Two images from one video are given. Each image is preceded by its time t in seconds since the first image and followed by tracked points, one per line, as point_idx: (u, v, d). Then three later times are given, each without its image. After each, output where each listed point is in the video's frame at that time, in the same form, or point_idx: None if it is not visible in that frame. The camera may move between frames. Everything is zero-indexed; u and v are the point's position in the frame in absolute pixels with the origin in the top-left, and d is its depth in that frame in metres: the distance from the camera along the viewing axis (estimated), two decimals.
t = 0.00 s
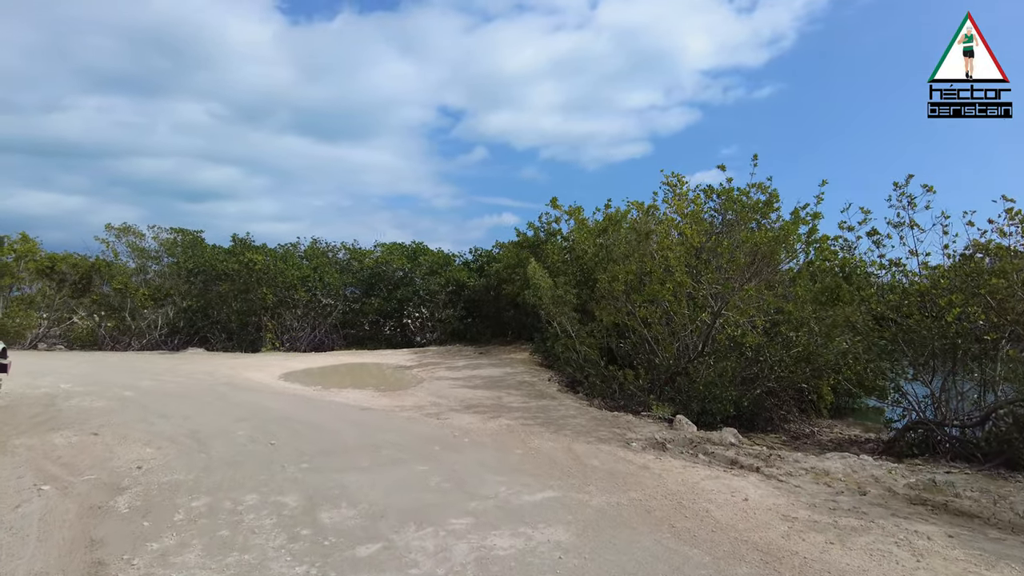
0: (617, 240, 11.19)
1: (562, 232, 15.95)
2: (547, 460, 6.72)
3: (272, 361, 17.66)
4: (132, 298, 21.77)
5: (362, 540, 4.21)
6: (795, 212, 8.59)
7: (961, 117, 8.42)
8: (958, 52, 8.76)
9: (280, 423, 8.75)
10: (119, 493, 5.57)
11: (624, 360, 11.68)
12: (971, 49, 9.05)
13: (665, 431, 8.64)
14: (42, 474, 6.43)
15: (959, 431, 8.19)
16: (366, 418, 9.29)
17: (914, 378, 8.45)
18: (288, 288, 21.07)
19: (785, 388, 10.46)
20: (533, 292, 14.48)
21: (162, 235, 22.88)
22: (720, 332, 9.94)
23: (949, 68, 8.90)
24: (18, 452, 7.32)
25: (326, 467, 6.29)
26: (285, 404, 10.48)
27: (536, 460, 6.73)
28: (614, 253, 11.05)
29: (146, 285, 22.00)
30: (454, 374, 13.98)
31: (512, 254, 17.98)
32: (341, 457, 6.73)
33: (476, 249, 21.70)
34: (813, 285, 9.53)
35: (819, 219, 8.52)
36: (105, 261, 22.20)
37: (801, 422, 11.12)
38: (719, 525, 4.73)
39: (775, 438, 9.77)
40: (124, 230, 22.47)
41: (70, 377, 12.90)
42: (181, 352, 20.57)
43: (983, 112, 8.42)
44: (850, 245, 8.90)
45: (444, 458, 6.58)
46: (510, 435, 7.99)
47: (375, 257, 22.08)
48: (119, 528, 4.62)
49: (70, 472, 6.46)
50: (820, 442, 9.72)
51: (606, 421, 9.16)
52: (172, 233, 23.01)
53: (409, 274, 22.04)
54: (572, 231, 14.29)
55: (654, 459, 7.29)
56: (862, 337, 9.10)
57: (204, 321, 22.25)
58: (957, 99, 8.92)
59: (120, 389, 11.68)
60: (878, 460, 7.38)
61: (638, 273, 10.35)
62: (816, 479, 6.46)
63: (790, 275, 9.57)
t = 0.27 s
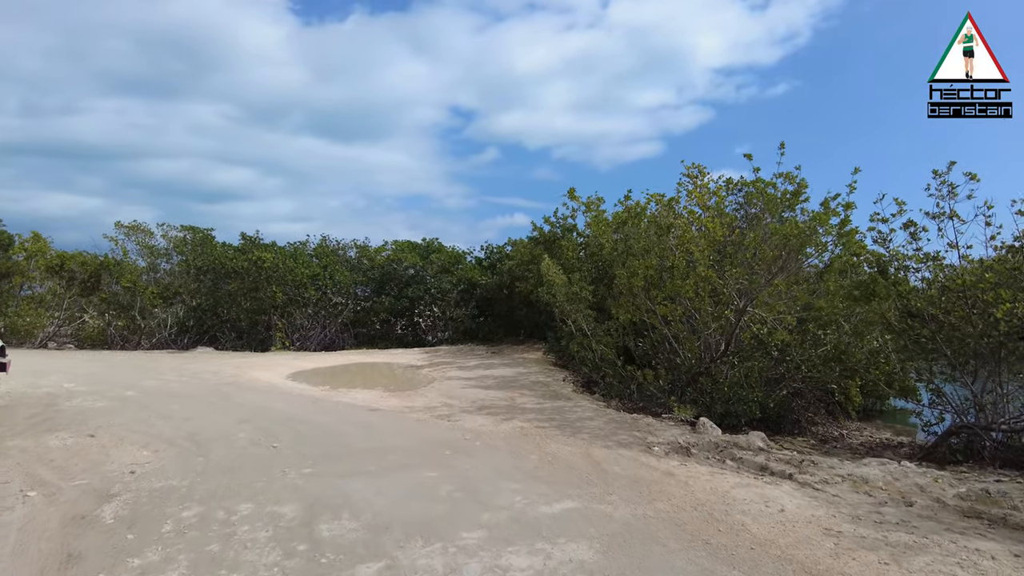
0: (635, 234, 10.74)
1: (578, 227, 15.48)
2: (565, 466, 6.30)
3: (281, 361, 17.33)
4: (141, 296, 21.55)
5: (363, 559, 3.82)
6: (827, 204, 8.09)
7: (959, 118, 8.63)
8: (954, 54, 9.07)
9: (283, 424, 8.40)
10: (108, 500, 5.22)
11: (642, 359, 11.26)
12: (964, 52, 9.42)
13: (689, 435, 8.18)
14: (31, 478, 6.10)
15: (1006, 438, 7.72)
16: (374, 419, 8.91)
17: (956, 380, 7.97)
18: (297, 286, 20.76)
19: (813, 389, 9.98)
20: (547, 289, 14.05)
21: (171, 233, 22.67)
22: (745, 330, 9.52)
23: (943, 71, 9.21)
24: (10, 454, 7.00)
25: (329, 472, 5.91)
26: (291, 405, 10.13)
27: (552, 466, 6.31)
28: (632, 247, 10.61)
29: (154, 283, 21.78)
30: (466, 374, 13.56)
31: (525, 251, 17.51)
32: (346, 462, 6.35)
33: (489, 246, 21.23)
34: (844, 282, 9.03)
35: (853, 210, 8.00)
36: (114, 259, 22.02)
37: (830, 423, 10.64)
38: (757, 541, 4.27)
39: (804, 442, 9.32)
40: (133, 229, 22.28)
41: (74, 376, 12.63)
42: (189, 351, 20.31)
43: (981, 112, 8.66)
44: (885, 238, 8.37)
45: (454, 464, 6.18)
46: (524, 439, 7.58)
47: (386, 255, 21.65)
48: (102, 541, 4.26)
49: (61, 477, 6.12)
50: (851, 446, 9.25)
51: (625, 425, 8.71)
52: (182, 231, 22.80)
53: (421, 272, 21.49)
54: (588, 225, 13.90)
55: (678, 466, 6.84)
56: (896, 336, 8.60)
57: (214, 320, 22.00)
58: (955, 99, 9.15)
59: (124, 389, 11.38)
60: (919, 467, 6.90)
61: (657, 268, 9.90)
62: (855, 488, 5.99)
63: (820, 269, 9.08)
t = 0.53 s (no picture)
0: (652, 228, 10.28)
1: (592, 223, 15.00)
2: (581, 475, 5.86)
3: (287, 360, 16.94)
4: (146, 295, 21.25)
5: None
6: (858, 195, 7.61)
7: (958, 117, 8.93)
8: (952, 56, 9.26)
9: (284, 427, 8.01)
10: (89, 511, 4.84)
11: (659, 360, 10.80)
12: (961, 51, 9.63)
13: (712, 440, 7.75)
14: (13, 485, 5.73)
15: None
16: (379, 422, 8.50)
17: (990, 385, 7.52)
18: (304, 284, 20.36)
19: (840, 391, 9.50)
20: (559, 287, 13.61)
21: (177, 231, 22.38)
22: (769, 328, 9.05)
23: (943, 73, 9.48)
24: None
25: (328, 481, 5.51)
26: (293, 406, 9.74)
27: (568, 474, 5.88)
28: (650, 241, 10.17)
29: (160, 282, 21.48)
30: (476, 374, 13.13)
31: (537, 248, 17.03)
32: (347, 470, 5.94)
33: (499, 243, 20.71)
34: (875, 277, 8.54)
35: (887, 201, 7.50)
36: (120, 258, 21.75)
37: (859, 427, 10.14)
38: (800, 565, 3.82)
39: (832, 447, 8.85)
40: (139, 227, 22.01)
41: (75, 376, 12.32)
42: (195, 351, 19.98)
43: (979, 112, 8.92)
44: (920, 231, 7.87)
45: (463, 472, 5.76)
46: (537, 444, 7.14)
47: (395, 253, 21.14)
48: (75, 558, 3.87)
49: (44, 483, 5.75)
50: (881, 451, 8.76)
51: (643, 429, 8.27)
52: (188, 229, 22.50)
53: (430, 271, 21.00)
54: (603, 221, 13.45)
55: (703, 474, 6.38)
56: (930, 334, 8.01)
57: (220, 319, 21.67)
58: (954, 100, 9.38)
59: (123, 389, 11.04)
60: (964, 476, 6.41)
61: (677, 263, 9.45)
62: (898, 499, 5.51)
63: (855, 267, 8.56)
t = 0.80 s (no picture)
0: (667, 221, 9.82)
1: (601, 218, 14.52)
2: (596, 485, 5.42)
3: (287, 360, 16.51)
4: (146, 293, 20.84)
5: None
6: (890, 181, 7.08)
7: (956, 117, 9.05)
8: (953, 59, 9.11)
9: (279, 430, 7.57)
10: (57, 523, 4.40)
11: (673, 360, 10.36)
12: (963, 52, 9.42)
13: (733, 445, 7.30)
14: None
15: None
16: (379, 425, 8.06)
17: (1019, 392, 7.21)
18: (306, 282, 19.92)
19: (865, 392, 9.05)
20: (568, 284, 13.15)
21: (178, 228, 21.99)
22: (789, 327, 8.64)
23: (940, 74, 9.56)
24: None
25: (321, 491, 5.07)
26: (291, 408, 9.30)
27: (582, 484, 5.43)
28: (665, 236, 9.73)
29: (160, 280, 21.08)
30: (481, 375, 12.68)
31: (544, 245, 16.57)
32: (342, 478, 5.51)
33: (505, 240, 20.25)
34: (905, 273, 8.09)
35: (921, 188, 7.01)
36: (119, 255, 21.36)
37: (885, 430, 9.65)
38: None
39: (859, 452, 8.38)
40: (139, 224, 21.64)
41: (66, 375, 11.91)
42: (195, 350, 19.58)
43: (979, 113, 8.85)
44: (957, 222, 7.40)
45: (467, 481, 5.32)
46: (546, 449, 6.69)
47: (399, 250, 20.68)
48: None
49: (15, 492, 5.32)
50: (911, 457, 8.29)
51: (658, 433, 7.81)
52: (189, 226, 22.12)
53: (434, 268, 20.55)
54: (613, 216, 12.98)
55: (726, 483, 5.92)
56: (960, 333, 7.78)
57: (221, 317, 21.27)
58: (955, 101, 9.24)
59: (115, 390, 10.62)
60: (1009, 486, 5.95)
61: (694, 258, 9.05)
62: (944, 512, 5.04)
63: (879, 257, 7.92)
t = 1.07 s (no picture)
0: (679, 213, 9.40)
1: (608, 214, 14.08)
2: (609, 497, 4.98)
3: (285, 359, 16.07)
4: (142, 291, 20.44)
5: None
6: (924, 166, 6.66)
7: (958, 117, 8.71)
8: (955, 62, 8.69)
9: (269, 434, 7.14)
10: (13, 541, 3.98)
11: (685, 360, 9.90)
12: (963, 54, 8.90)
13: (752, 451, 6.86)
14: None
15: None
16: (375, 428, 7.63)
17: None
18: (305, 280, 19.48)
19: (889, 393, 8.60)
20: (573, 281, 12.70)
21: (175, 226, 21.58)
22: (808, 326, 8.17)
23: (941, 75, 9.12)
24: None
25: (309, 506, 4.65)
26: (284, 410, 8.87)
27: (594, 496, 4.99)
28: (677, 229, 9.30)
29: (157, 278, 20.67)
30: (484, 375, 12.23)
31: (549, 241, 16.10)
32: (332, 489, 5.08)
33: (509, 238, 19.76)
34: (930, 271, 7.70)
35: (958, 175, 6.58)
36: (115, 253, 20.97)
37: (909, 435, 9.17)
38: None
39: (884, 456, 7.92)
40: (136, 220, 21.24)
41: (54, 375, 11.51)
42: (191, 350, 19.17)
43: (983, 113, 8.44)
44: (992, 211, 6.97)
45: (468, 493, 4.89)
46: (553, 455, 6.24)
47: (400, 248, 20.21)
48: None
49: None
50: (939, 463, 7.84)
51: (671, 438, 7.36)
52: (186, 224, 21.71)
53: (436, 266, 20.09)
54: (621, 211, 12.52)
55: (750, 494, 5.46)
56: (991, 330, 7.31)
57: (219, 316, 20.86)
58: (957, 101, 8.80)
59: (103, 390, 10.21)
60: None
61: (710, 253, 8.62)
62: (992, 528, 4.59)
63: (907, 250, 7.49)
